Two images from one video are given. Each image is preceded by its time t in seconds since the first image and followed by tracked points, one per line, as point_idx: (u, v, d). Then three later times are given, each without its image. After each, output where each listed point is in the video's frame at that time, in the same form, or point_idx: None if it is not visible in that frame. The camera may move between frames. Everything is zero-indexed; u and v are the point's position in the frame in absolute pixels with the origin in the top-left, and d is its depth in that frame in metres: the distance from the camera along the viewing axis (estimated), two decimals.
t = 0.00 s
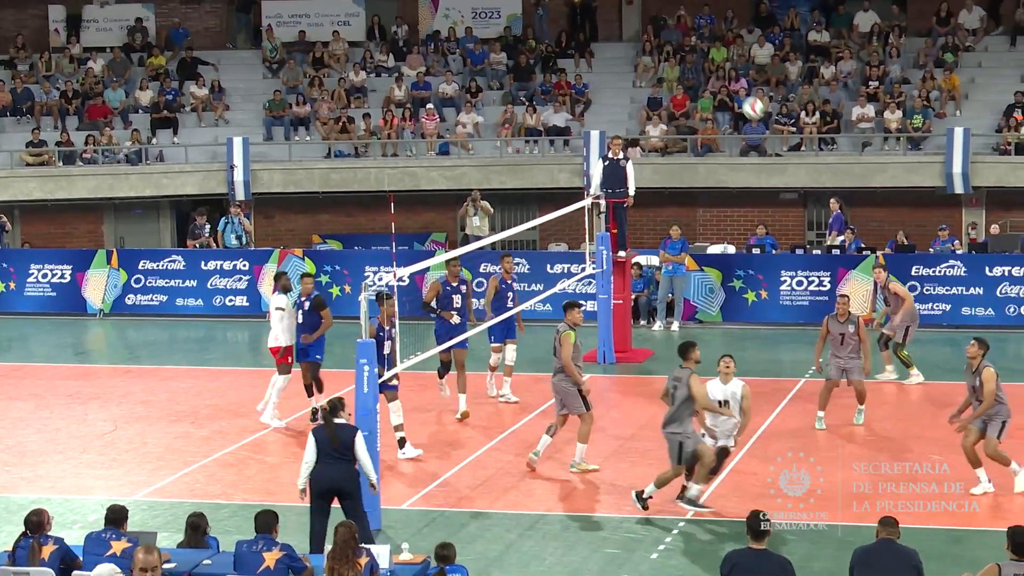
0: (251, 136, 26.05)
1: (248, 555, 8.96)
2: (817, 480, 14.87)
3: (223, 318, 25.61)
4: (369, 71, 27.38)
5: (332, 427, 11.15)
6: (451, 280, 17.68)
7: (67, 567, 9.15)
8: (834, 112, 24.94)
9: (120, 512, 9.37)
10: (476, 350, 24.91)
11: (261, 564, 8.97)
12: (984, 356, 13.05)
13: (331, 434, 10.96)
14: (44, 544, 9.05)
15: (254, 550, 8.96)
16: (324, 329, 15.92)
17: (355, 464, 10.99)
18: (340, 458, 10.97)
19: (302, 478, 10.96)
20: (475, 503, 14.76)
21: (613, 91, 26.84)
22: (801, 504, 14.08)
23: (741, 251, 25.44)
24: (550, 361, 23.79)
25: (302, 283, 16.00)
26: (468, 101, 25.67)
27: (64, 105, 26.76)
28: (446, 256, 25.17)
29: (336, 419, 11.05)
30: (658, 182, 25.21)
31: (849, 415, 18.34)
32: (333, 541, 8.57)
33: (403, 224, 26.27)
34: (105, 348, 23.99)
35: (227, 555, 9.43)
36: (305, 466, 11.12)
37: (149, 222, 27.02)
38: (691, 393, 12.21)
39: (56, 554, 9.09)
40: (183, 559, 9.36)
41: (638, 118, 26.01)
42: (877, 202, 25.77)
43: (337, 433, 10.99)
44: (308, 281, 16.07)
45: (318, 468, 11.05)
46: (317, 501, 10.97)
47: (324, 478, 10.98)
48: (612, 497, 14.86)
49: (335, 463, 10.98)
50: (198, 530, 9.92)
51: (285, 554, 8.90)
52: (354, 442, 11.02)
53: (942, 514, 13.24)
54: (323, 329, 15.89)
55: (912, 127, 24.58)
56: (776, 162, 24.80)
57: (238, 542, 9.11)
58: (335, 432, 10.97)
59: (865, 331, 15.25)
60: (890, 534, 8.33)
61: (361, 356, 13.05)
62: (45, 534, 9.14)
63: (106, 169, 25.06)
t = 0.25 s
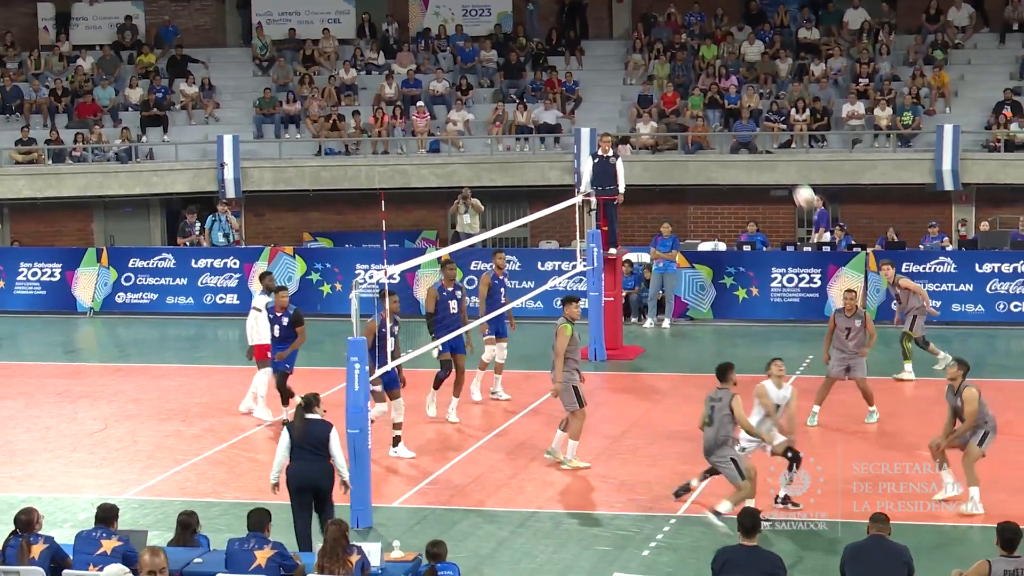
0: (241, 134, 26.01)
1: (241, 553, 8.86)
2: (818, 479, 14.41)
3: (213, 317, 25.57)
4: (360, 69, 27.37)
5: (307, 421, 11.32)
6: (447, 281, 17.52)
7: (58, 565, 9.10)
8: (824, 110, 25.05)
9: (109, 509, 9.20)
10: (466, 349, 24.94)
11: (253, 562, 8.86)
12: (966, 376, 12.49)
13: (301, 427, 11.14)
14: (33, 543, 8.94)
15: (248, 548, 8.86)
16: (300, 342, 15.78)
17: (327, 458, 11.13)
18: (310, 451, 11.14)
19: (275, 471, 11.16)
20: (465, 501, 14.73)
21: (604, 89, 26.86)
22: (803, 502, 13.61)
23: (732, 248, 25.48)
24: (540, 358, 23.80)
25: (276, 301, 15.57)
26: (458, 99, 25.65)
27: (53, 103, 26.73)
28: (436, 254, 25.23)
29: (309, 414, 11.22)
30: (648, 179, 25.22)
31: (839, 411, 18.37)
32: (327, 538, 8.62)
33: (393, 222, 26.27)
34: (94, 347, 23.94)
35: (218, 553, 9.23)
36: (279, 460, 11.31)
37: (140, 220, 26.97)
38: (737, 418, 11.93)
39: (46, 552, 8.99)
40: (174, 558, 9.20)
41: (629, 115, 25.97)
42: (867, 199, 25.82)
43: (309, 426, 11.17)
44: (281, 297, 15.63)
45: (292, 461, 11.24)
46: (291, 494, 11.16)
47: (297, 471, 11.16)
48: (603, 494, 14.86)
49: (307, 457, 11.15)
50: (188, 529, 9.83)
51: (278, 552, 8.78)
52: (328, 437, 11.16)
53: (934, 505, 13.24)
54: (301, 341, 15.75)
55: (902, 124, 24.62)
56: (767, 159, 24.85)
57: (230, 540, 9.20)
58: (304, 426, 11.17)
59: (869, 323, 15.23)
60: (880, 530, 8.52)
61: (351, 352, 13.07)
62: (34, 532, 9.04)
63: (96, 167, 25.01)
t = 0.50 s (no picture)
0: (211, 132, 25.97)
1: (211, 550, 9.05)
2: (817, 483, 13.86)
3: (185, 314, 25.52)
4: (331, 66, 27.31)
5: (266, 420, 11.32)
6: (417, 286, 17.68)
7: (25, 566, 8.97)
8: (794, 106, 25.06)
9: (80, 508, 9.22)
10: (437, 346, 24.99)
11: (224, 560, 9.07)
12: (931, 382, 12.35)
13: (258, 425, 11.13)
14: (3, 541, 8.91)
15: (219, 545, 9.06)
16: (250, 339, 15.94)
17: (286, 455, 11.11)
18: (268, 448, 11.12)
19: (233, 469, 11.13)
20: (436, 499, 14.68)
21: (575, 86, 26.88)
22: (801, 504, 13.20)
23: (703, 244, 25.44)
24: (511, 356, 23.83)
25: (228, 296, 15.64)
26: (430, 96, 25.64)
27: (22, 101, 26.65)
28: (407, 251, 25.23)
29: (267, 411, 11.23)
30: (620, 175, 25.24)
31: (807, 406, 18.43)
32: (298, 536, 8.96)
33: (365, 219, 26.29)
34: (66, 345, 23.89)
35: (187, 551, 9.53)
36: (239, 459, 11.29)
37: (110, 217, 26.91)
38: (739, 431, 11.61)
39: (16, 552, 8.94)
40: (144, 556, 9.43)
41: (600, 112, 25.92)
42: (838, 195, 25.91)
43: (266, 424, 11.17)
44: (232, 292, 15.73)
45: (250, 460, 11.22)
46: (253, 491, 11.09)
47: (256, 470, 11.13)
48: (569, 490, 14.89)
49: (267, 454, 11.13)
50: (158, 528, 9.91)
51: (249, 548, 9.04)
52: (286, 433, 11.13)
53: (894, 493, 13.33)
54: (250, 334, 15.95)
55: (873, 121, 24.68)
56: (738, 156, 24.88)
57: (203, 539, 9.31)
58: (262, 425, 11.18)
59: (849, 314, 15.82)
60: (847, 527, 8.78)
61: (322, 351, 13.04)
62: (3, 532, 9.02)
63: (66, 164, 24.92)
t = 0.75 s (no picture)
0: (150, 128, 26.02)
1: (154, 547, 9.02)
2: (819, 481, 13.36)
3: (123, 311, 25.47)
4: (272, 61, 27.36)
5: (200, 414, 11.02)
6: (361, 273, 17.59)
7: None
8: (735, 101, 25.12)
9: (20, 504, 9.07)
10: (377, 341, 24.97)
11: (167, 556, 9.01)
12: (888, 362, 11.94)
13: (194, 420, 10.83)
14: None
15: (162, 542, 9.02)
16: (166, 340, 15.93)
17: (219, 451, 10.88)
18: (204, 444, 10.83)
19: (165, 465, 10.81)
20: (378, 495, 14.30)
21: (516, 81, 27.02)
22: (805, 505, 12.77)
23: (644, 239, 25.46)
24: (454, 350, 23.68)
25: (152, 294, 15.61)
26: (370, 91, 25.66)
27: None
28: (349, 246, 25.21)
29: (201, 405, 10.94)
30: (561, 171, 25.24)
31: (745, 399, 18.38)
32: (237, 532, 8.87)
33: (307, 214, 26.30)
34: (4, 341, 23.71)
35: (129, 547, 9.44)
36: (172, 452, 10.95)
37: (49, 213, 26.89)
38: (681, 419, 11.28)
39: None
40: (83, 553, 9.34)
41: (541, 107, 26.30)
42: (779, 190, 26.03)
43: (201, 418, 10.88)
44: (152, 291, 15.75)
45: (182, 455, 10.91)
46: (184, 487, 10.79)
47: (189, 465, 10.84)
48: (502, 483, 14.68)
49: (200, 449, 10.86)
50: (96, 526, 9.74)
51: (193, 546, 8.96)
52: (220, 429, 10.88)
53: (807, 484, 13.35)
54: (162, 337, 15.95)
55: (813, 116, 24.75)
56: (678, 151, 24.90)
57: (146, 535, 9.19)
58: (198, 419, 10.88)
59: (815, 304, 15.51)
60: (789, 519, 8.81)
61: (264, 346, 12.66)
62: None
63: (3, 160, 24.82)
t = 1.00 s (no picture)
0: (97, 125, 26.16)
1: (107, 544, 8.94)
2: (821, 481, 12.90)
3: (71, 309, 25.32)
4: (220, 58, 27.69)
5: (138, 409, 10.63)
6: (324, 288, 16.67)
7: None
8: (684, 98, 25.21)
9: None
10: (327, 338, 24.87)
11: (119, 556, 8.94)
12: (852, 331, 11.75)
13: (137, 415, 10.47)
14: None
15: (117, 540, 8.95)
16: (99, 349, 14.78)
17: (162, 447, 10.61)
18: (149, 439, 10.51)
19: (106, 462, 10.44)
20: (332, 490, 13.49)
21: (465, 78, 27.18)
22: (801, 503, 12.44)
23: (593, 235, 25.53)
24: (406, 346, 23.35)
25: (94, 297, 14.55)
26: (319, 88, 25.75)
27: None
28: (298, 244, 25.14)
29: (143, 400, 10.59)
30: (510, 168, 25.27)
31: (695, 390, 18.13)
32: (188, 530, 8.66)
33: (256, 212, 26.37)
34: None
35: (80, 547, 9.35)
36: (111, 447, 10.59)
37: None
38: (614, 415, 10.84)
39: None
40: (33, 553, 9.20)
41: (490, 104, 26.27)
42: (727, 186, 26.14)
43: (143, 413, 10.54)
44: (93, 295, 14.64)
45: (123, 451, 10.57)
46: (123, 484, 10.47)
47: (131, 462, 10.49)
48: (447, 472, 14.20)
49: (143, 445, 10.53)
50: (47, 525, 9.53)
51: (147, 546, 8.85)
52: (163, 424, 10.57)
53: (746, 478, 13.14)
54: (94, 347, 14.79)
55: (761, 112, 24.80)
56: (627, 147, 24.92)
57: (99, 534, 9.13)
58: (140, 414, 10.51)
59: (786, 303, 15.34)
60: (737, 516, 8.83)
61: (215, 344, 12.15)
62: None
63: None
